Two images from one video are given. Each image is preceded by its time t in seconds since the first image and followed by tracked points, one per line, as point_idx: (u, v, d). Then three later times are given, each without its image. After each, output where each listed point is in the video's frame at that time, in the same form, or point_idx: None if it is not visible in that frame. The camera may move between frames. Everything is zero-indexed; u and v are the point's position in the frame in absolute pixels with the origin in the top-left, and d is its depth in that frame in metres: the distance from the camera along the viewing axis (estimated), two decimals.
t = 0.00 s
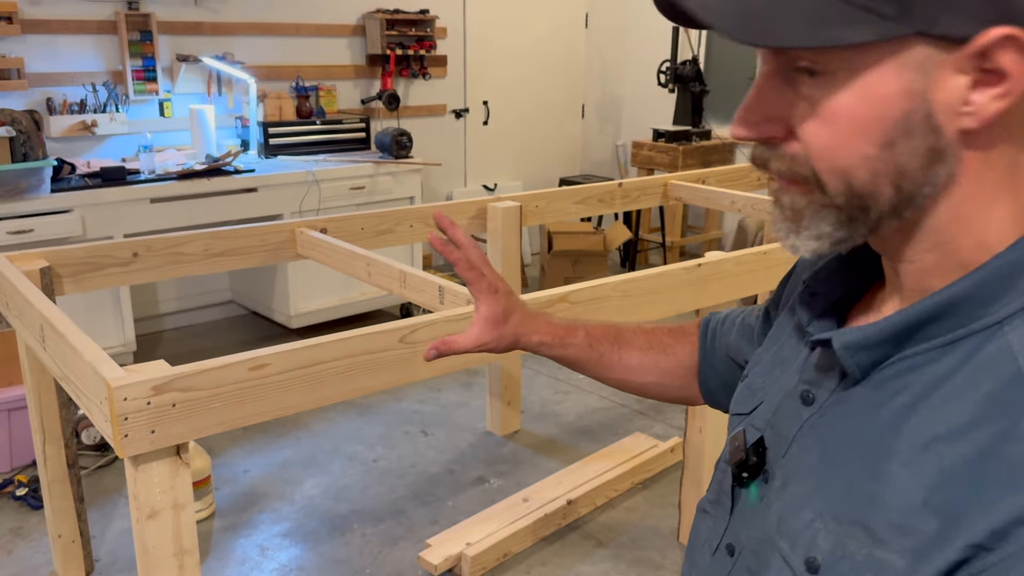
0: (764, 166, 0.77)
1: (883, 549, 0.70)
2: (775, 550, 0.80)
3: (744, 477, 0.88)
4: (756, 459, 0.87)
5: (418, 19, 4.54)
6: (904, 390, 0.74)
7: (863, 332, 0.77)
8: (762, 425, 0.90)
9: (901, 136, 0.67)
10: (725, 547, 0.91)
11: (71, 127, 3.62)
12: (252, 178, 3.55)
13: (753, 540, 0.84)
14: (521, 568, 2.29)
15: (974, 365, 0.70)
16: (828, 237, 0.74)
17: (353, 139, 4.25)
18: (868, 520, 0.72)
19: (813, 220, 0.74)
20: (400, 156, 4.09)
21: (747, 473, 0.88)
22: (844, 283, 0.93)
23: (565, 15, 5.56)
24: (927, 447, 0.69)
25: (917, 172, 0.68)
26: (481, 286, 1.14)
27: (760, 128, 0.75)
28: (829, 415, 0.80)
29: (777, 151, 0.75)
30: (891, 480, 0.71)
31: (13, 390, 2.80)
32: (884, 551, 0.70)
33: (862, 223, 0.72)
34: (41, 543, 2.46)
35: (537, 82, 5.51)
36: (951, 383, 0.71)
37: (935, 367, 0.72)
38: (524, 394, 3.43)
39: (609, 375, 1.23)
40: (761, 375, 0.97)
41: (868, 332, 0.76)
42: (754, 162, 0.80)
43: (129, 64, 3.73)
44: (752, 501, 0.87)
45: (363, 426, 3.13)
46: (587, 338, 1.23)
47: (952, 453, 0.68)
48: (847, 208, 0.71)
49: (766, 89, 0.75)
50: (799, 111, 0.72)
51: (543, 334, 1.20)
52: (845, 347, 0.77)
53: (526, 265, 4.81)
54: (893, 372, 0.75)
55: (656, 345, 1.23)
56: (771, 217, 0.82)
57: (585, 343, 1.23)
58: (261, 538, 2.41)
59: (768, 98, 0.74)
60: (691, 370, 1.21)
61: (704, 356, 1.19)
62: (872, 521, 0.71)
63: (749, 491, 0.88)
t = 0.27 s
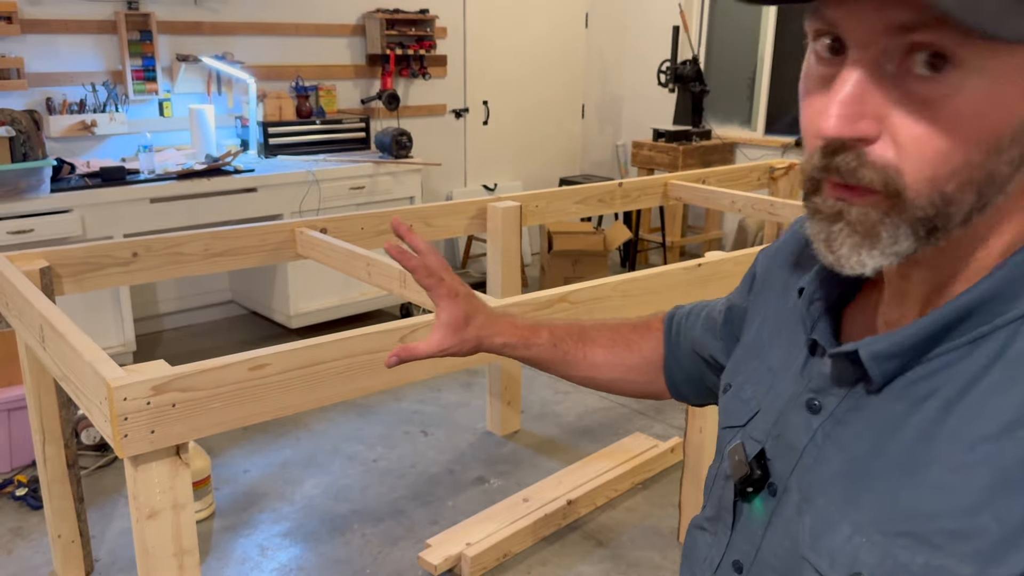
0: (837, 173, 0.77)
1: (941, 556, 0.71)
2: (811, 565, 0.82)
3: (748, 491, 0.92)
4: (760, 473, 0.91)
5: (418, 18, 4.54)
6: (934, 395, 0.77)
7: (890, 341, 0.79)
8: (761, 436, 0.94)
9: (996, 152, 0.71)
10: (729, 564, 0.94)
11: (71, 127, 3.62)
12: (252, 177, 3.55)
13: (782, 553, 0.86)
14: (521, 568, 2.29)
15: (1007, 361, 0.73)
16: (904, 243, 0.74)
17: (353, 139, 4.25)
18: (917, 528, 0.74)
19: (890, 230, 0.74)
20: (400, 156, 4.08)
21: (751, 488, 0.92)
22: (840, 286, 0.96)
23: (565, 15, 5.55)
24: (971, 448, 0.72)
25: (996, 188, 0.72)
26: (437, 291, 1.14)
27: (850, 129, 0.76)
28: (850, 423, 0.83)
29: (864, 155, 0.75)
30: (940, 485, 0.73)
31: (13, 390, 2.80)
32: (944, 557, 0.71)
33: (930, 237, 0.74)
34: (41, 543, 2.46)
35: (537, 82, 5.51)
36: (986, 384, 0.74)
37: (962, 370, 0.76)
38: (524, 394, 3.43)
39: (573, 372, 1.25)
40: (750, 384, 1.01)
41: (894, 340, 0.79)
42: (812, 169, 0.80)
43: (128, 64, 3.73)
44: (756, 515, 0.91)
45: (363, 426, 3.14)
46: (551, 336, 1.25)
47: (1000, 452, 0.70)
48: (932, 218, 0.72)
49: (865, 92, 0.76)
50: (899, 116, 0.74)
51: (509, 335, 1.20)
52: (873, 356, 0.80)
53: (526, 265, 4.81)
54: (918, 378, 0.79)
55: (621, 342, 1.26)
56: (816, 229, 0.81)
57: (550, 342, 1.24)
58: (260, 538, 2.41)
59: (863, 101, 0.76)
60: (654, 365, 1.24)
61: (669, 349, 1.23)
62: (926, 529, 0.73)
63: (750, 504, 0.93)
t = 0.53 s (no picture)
0: (889, 184, 0.76)
1: (963, 556, 0.71)
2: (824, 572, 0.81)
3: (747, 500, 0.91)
4: (759, 481, 0.91)
5: (418, 17, 4.52)
6: (943, 394, 0.77)
7: (898, 344, 0.80)
8: (757, 443, 0.93)
9: None
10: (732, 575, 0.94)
11: (70, 126, 3.61)
12: (251, 177, 3.54)
13: (791, 561, 0.85)
14: (521, 569, 2.28)
15: (1014, 359, 0.74)
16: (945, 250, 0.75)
17: (353, 138, 4.24)
18: (936, 528, 0.73)
19: (933, 241, 0.75)
20: (400, 156, 4.08)
21: (751, 497, 0.91)
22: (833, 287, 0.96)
23: (565, 13, 5.54)
24: (986, 446, 0.72)
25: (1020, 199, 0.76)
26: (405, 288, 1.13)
27: (907, 138, 0.76)
28: (853, 426, 0.83)
29: (918, 165, 0.75)
30: (959, 484, 0.73)
31: (12, 390, 2.79)
32: (968, 557, 0.71)
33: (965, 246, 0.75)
34: (39, 544, 2.45)
35: (537, 81, 5.50)
36: (994, 380, 0.75)
37: (968, 370, 0.77)
38: (524, 394, 3.42)
39: (547, 376, 1.24)
40: (738, 390, 0.99)
41: (902, 344, 0.80)
42: (850, 179, 0.80)
43: (127, 63, 3.72)
44: (756, 523, 0.90)
45: (363, 426, 3.13)
46: (520, 336, 1.24)
47: (1017, 448, 0.71)
48: (974, 228, 0.74)
49: (921, 100, 0.76)
50: (952, 126, 0.75)
51: (475, 334, 1.19)
52: (881, 360, 0.80)
53: (526, 265, 4.80)
54: (924, 378, 0.79)
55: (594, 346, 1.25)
56: (852, 243, 0.80)
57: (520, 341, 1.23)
58: (260, 539, 2.40)
59: (916, 108, 0.76)
60: (628, 370, 1.24)
61: (642, 355, 1.22)
62: (946, 530, 0.72)
63: (749, 513, 0.92)
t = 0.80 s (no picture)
0: (902, 198, 0.77)
1: (967, 554, 0.72)
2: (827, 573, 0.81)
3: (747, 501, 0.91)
4: (758, 482, 0.90)
5: (418, 17, 4.53)
6: (943, 394, 0.78)
7: (900, 345, 0.80)
8: (755, 445, 0.93)
9: None
10: None
11: (70, 126, 3.61)
12: (251, 177, 3.54)
13: (793, 562, 0.85)
14: (521, 569, 2.28)
15: (1013, 359, 0.75)
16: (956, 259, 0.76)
17: (353, 138, 4.24)
18: (940, 527, 0.74)
19: (948, 251, 0.76)
20: (400, 156, 4.08)
21: (750, 498, 0.91)
22: (828, 287, 0.97)
23: (565, 13, 5.54)
24: (988, 444, 0.73)
25: None
26: (373, 295, 1.17)
27: (920, 155, 0.76)
28: (853, 427, 0.83)
29: (932, 180, 0.75)
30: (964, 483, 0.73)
31: (12, 390, 2.79)
32: (973, 556, 0.71)
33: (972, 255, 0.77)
34: (39, 544, 2.45)
35: (537, 81, 5.50)
36: (995, 379, 0.75)
37: (967, 369, 0.77)
38: (524, 394, 3.42)
39: (522, 373, 1.25)
40: (734, 391, 0.99)
41: (903, 344, 0.80)
42: (860, 189, 0.80)
43: (127, 63, 3.72)
44: (755, 525, 0.90)
45: (363, 426, 3.13)
46: (494, 334, 1.25)
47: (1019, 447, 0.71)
48: (985, 239, 0.75)
49: (935, 115, 0.76)
50: (962, 141, 0.75)
51: (452, 336, 1.20)
52: (882, 360, 0.81)
53: (526, 265, 4.81)
54: (924, 378, 0.80)
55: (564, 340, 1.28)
56: (859, 250, 0.81)
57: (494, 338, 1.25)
58: (260, 539, 2.40)
59: (930, 122, 0.77)
60: (601, 362, 1.25)
61: (617, 349, 1.23)
62: (950, 529, 0.73)
63: (748, 514, 0.92)
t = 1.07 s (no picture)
0: (896, 192, 0.77)
1: (964, 551, 0.72)
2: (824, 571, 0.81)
3: (745, 500, 0.91)
4: (756, 481, 0.91)
5: (418, 18, 4.53)
6: (939, 391, 0.78)
7: (896, 342, 0.80)
8: (753, 444, 0.93)
9: None
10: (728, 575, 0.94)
11: (71, 126, 3.61)
12: (252, 177, 3.54)
13: (790, 561, 0.85)
14: (521, 569, 2.28)
15: (1007, 355, 0.76)
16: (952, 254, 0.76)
17: (353, 138, 4.24)
18: (936, 523, 0.74)
19: (943, 245, 0.76)
20: (400, 156, 4.08)
21: (748, 497, 0.91)
22: (826, 287, 0.97)
23: (565, 13, 5.54)
24: (983, 441, 0.74)
25: None
26: (372, 303, 1.16)
27: (913, 150, 0.76)
28: (850, 425, 0.83)
29: (927, 174, 0.75)
30: (959, 479, 0.74)
31: (12, 390, 2.79)
32: (968, 552, 0.72)
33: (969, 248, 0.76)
34: (40, 543, 2.45)
35: (537, 81, 5.50)
36: (990, 376, 0.76)
37: (962, 366, 0.78)
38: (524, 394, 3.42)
39: (523, 379, 1.26)
40: (733, 391, 0.99)
41: (899, 342, 0.80)
42: (854, 186, 0.80)
43: (128, 63, 3.72)
44: (753, 525, 0.90)
45: (363, 426, 3.13)
46: (493, 339, 1.26)
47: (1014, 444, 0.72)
48: (981, 233, 0.75)
49: (927, 111, 0.77)
50: (956, 136, 0.75)
51: (451, 342, 1.20)
52: (877, 358, 0.81)
53: (526, 265, 4.81)
54: (920, 376, 0.80)
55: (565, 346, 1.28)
56: (854, 245, 0.81)
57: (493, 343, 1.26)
58: (260, 539, 2.40)
59: (923, 117, 0.77)
60: (602, 366, 1.26)
61: (618, 353, 1.24)
62: (946, 525, 0.73)
63: (746, 514, 0.92)
